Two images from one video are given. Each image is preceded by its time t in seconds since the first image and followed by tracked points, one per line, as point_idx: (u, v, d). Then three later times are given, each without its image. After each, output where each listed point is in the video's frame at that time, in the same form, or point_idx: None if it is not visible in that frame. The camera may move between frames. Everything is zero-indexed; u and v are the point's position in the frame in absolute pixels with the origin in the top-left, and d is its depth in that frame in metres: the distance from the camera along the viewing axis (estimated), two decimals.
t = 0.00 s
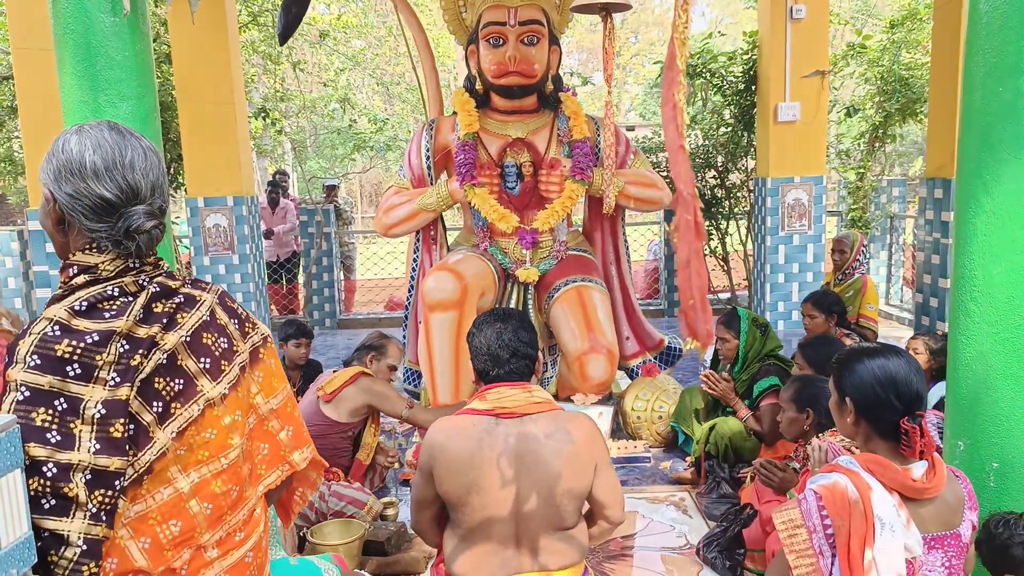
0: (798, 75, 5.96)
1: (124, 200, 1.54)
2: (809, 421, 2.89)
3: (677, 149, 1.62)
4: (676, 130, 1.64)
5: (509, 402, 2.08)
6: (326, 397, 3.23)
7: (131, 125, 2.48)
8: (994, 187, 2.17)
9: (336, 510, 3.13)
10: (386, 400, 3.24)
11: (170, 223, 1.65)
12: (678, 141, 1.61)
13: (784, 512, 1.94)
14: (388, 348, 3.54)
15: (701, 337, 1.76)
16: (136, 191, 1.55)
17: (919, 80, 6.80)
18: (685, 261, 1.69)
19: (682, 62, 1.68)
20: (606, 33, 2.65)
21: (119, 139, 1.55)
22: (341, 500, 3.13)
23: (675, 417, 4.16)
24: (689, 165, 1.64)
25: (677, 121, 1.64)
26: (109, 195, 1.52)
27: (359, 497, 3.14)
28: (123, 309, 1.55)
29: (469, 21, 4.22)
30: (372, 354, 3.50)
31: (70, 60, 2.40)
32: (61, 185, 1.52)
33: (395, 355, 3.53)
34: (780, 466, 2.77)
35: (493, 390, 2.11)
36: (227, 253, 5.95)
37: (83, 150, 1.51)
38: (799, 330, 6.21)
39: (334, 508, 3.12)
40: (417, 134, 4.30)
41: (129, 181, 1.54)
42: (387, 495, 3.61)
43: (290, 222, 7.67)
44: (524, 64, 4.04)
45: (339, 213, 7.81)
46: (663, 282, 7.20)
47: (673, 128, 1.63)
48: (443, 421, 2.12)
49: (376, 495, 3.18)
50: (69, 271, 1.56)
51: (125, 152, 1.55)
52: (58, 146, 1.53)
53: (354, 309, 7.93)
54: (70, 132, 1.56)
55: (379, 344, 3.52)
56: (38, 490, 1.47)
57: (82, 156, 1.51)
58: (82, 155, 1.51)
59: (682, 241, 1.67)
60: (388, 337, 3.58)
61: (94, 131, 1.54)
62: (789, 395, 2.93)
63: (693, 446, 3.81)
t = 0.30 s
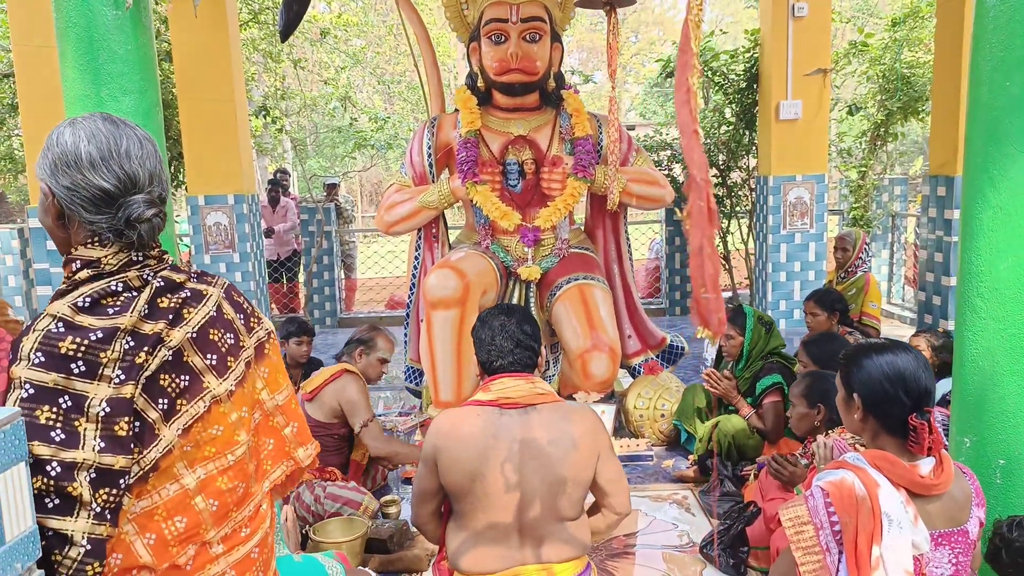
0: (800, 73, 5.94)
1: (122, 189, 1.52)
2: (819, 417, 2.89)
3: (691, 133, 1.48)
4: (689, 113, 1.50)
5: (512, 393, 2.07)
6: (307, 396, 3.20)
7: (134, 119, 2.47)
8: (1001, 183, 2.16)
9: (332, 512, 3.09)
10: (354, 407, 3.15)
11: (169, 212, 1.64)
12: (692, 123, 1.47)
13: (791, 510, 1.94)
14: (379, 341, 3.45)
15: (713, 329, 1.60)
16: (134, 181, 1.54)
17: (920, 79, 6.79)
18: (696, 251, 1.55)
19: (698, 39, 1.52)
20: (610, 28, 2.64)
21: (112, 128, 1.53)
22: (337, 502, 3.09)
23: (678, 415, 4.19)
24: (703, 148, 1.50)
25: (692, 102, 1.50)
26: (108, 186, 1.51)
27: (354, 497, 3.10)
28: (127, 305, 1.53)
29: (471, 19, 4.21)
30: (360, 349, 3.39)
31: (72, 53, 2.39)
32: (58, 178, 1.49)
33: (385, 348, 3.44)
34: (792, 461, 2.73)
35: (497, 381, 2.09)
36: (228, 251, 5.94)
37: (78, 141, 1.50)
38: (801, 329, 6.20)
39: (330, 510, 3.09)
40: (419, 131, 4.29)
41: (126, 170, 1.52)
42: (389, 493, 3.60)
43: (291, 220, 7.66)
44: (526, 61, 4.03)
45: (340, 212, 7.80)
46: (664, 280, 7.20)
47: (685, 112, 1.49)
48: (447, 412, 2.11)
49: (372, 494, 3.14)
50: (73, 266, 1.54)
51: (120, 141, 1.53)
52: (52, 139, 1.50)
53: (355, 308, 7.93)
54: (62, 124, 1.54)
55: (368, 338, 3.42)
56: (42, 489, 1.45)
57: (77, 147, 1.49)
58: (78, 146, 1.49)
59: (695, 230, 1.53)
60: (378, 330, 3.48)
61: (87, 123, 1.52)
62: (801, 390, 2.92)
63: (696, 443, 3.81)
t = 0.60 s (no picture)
0: (804, 76, 5.94)
1: (139, 192, 1.53)
2: (824, 419, 2.88)
3: (698, 142, 1.38)
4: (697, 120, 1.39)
5: (514, 392, 2.08)
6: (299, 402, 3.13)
7: (140, 119, 2.47)
8: (1006, 189, 2.16)
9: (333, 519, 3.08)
10: (349, 417, 3.08)
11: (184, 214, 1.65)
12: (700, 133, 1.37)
13: (793, 514, 1.93)
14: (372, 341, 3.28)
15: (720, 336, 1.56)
16: (151, 184, 1.55)
17: (924, 82, 6.78)
18: (702, 261, 1.46)
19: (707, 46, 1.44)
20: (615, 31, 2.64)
21: (129, 132, 1.54)
22: (338, 508, 3.07)
23: (680, 417, 4.17)
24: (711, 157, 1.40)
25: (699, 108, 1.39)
26: (126, 189, 1.51)
27: (355, 503, 3.09)
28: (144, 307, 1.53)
29: (476, 20, 4.21)
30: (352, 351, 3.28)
31: (79, 54, 2.39)
32: (76, 182, 1.50)
33: (380, 349, 3.29)
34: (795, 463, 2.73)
35: (497, 380, 2.10)
36: (230, 250, 5.93)
37: (95, 145, 1.50)
38: (803, 332, 6.20)
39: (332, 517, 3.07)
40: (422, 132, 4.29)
41: (143, 173, 1.53)
42: (390, 494, 3.60)
43: (294, 220, 7.65)
44: (530, 63, 4.02)
45: (342, 211, 7.81)
46: (667, 282, 7.20)
47: (693, 121, 1.38)
48: (450, 410, 2.11)
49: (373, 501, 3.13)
50: (90, 269, 1.54)
51: (137, 145, 1.54)
52: (69, 143, 1.51)
53: (357, 308, 7.93)
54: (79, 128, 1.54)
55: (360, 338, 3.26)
56: (61, 490, 1.44)
57: (94, 150, 1.50)
58: (95, 149, 1.50)
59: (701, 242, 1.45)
60: (371, 329, 3.33)
61: (103, 126, 1.53)
62: (806, 393, 2.92)
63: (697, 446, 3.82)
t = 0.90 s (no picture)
0: (814, 79, 5.91)
1: (158, 186, 1.53)
2: (821, 426, 2.86)
3: (697, 148, 1.44)
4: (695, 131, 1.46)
5: (514, 393, 2.08)
6: (296, 405, 3.13)
7: (146, 118, 2.47)
8: (1014, 195, 2.14)
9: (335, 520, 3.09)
10: (343, 418, 3.08)
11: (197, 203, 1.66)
12: (698, 138, 1.43)
13: (794, 520, 1.92)
14: (371, 342, 3.27)
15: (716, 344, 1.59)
16: (167, 176, 1.55)
17: (936, 85, 6.74)
18: (699, 268, 1.51)
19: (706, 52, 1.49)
20: (621, 32, 2.63)
21: (134, 128, 1.53)
22: (339, 509, 3.08)
23: (683, 420, 4.14)
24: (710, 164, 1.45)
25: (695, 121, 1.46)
26: (145, 185, 1.51)
27: (356, 504, 3.09)
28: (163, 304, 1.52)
29: (484, 20, 4.20)
30: (350, 351, 3.27)
31: (85, 52, 2.40)
32: (92, 186, 1.49)
33: (379, 349, 3.29)
34: (795, 469, 2.72)
35: (498, 380, 2.10)
36: (237, 248, 5.93)
37: (105, 146, 1.49)
38: (809, 336, 6.17)
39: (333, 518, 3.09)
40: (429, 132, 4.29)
41: (158, 167, 1.53)
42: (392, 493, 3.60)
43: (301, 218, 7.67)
44: (537, 64, 4.01)
45: (350, 210, 7.83)
46: (674, 284, 7.18)
47: (692, 127, 1.44)
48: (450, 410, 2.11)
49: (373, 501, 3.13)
50: (108, 265, 1.53)
51: (145, 140, 1.53)
52: (77, 149, 1.50)
53: (363, 307, 7.95)
54: (80, 134, 1.53)
55: (360, 339, 3.26)
56: (73, 482, 1.42)
57: (106, 152, 1.49)
58: (107, 150, 1.49)
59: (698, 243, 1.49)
60: (371, 328, 3.32)
61: (108, 126, 1.52)
62: (803, 400, 2.90)
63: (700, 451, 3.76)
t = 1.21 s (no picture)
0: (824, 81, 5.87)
1: (165, 176, 1.55)
2: (824, 433, 2.85)
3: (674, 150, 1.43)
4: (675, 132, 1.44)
5: (511, 399, 2.06)
6: (294, 403, 3.16)
7: (147, 116, 2.48)
8: (1018, 201, 2.11)
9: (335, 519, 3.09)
10: (339, 415, 3.07)
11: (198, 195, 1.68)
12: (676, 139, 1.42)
13: (790, 528, 1.91)
14: (371, 341, 3.27)
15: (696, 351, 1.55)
16: (172, 167, 1.57)
17: (948, 89, 6.68)
18: (678, 274, 1.48)
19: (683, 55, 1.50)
20: (624, 33, 2.62)
21: (135, 123, 1.56)
22: (339, 508, 3.09)
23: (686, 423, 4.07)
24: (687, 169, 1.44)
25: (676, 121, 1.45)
26: (152, 176, 1.54)
27: (356, 503, 3.10)
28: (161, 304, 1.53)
29: (491, 20, 4.20)
30: (349, 350, 3.27)
31: (87, 50, 2.41)
32: (100, 181, 1.50)
33: (379, 348, 3.29)
34: (796, 475, 2.70)
35: (495, 387, 2.09)
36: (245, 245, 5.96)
37: (110, 140, 1.51)
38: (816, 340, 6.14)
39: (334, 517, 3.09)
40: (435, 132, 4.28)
41: (163, 158, 1.56)
42: (393, 493, 3.60)
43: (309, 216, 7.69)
44: (544, 64, 4.00)
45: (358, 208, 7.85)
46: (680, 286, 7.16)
47: (671, 128, 1.44)
48: (447, 416, 2.10)
49: (374, 500, 3.13)
50: (108, 263, 1.54)
51: (147, 134, 1.56)
52: (80, 146, 1.51)
53: (370, 306, 7.96)
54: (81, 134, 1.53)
55: (360, 338, 3.26)
56: (61, 475, 1.42)
57: (112, 146, 1.51)
58: (112, 144, 1.51)
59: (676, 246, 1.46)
60: (370, 327, 3.33)
61: (110, 123, 1.54)
62: (804, 406, 2.88)
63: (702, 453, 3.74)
